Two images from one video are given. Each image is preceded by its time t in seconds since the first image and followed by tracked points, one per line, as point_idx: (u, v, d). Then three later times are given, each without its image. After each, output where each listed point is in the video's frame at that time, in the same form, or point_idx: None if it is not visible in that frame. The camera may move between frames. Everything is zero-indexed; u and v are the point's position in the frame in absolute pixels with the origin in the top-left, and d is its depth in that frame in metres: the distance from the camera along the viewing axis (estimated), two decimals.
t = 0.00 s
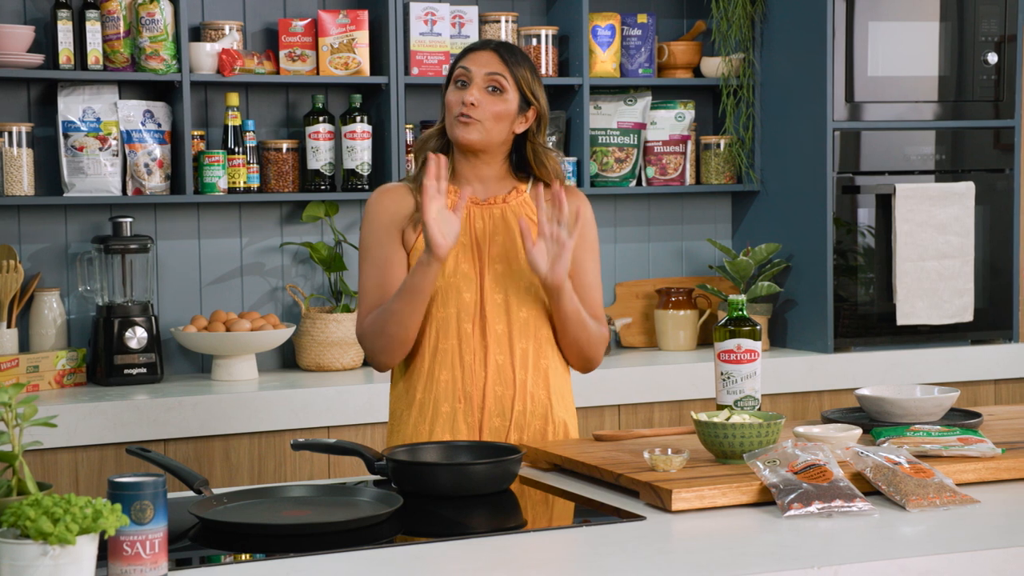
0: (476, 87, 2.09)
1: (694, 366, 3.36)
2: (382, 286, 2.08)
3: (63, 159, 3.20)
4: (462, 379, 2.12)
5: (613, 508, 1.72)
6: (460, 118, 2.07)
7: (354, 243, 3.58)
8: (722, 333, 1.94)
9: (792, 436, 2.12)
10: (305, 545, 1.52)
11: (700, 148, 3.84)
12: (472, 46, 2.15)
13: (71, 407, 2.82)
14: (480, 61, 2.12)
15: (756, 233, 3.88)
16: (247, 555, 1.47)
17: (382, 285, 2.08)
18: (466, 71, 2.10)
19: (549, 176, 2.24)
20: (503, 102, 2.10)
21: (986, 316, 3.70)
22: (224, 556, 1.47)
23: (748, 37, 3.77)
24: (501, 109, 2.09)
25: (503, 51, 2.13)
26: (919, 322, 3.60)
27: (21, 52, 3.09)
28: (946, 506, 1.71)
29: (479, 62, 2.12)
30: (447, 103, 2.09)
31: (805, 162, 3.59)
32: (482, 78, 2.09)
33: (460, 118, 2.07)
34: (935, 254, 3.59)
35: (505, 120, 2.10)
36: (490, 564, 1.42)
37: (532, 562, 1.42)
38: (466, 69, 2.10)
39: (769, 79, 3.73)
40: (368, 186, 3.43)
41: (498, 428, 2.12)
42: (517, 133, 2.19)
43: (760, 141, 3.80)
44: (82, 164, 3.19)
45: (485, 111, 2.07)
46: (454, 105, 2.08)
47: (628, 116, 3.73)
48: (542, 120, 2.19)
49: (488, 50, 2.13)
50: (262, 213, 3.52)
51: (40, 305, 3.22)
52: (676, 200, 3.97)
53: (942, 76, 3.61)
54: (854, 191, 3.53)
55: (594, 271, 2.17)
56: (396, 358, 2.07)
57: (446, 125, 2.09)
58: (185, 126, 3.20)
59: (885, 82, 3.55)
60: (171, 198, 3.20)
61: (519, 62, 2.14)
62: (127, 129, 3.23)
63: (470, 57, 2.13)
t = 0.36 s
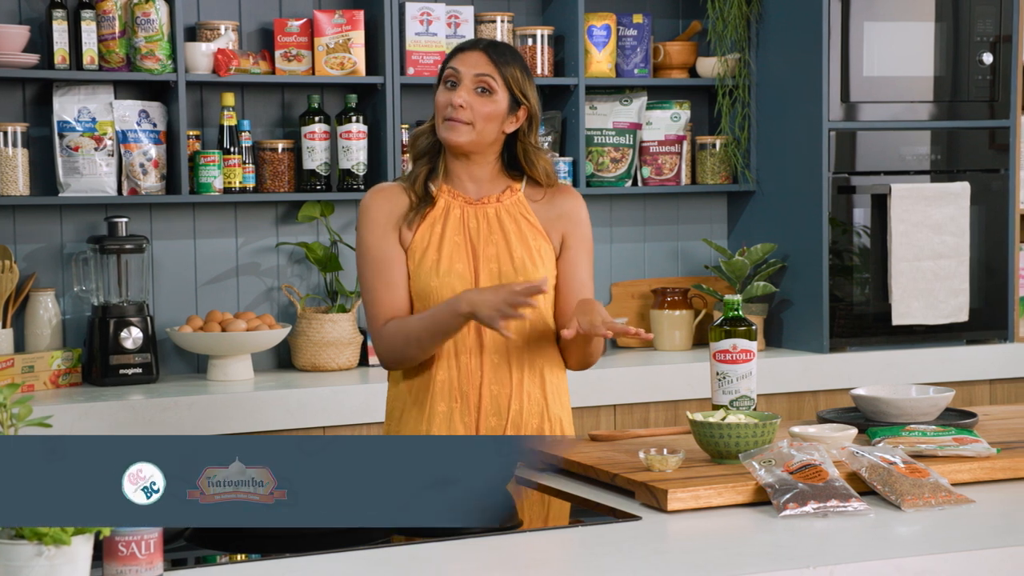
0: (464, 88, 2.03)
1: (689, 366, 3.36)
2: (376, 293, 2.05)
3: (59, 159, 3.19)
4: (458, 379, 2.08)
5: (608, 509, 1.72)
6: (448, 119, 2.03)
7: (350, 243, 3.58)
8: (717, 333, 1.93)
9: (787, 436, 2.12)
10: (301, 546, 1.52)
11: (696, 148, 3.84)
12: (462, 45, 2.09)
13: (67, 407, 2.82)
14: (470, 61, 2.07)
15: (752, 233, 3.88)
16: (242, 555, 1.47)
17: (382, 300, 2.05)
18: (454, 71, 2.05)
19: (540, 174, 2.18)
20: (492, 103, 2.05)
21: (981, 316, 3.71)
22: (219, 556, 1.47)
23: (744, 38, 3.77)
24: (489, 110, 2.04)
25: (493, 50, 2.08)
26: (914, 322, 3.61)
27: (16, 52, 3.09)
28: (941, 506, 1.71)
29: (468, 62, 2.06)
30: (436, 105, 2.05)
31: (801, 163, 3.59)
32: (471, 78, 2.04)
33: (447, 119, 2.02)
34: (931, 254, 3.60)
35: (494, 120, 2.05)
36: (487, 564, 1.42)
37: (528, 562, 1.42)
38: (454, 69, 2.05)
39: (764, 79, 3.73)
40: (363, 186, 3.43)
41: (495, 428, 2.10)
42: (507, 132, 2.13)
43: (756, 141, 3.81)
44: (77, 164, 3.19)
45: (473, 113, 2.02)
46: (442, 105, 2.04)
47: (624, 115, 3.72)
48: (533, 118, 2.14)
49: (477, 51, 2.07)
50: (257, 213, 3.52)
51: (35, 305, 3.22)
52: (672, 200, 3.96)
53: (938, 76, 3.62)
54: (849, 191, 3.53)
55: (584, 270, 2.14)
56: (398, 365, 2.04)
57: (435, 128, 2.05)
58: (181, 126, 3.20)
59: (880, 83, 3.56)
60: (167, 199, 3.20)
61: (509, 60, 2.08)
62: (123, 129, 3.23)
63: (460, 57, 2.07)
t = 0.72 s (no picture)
0: (475, 98, 2.03)
1: (685, 366, 3.36)
2: (380, 293, 2.05)
3: (54, 159, 3.19)
4: (461, 380, 2.06)
5: (605, 509, 1.72)
6: (460, 130, 2.03)
7: (345, 243, 3.58)
8: (713, 333, 1.93)
9: (783, 436, 2.12)
10: (298, 547, 1.52)
11: (691, 148, 3.83)
12: (465, 51, 2.07)
13: (63, 407, 2.82)
14: (475, 69, 2.05)
15: (747, 232, 3.88)
16: (238, 555, 1.47)
17: (384, 301, 2.05)
18: (462, 81, 2.05)
19: (544, 173, 2.17)
20: (503, 110, 2.05)
21: (977, 316, 3.71)
22: (215, 557, 1.47)
23: (739, 38, 3.77)
24: (501, 117, 2.04)
25: (496, 55, 2.06)
26: (910, 322, 3.61)
27: (12, 52, 3.08)
28: (936, 506, 1.71)
29: (474, 70, 2.05)
30: (447, 114, 2.06)
31: (797, 163, 3.59)
32: (480, 88, 2.03)
33: (460, 129, 2.03)
34: (926, 255, 3.60)
35: (505, 126, 2.06)
36: (485, 564, 1.42)
37: (525, 562, 1.43)
38: (462, 79, 2.04)
39: (760, 79, 3.74)
40: (359, 186, 3.43)
41: (496, 429, 2.07)
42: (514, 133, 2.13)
43: (752, 141, 3.80)
44: (73, 164, 3.19)
45: (486, 123, 2.03)
46: (455, 115, 2.04)
47: (620, 116, 3.73)
48: (537, 117, 2.14)
49: (480, 59, 2.05)
50: (253, 213, 3.52)
51: (30, 305, 3.21)
52: (667, 200, 3.96)
53: (933, 77, 3.62)
54: (845, 191, 3.54)
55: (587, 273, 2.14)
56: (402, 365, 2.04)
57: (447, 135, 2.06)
58: (177, 126, 3.20)
59: (875, 83, 3.56)
60: (162, 199, 3.20)
61: (514, 63, 2.07)
62: (118, 129, 3.22)
63: (464, 66, 2.06)
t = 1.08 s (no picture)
0: (486, 95, 2.05)
1: (687, 367, 3.36)
2: (389, 299, 2.04)
3: (55, 160, 3.19)
4: (474, 381, 2.05)
5: (606, 510, 1.71)
6: (472, 126, 2.04)
7: (347, 244, 3.58)
8: (713, 334, 1.93)
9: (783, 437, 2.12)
10: (298, 547, 1.53)
11: (692, 149, 3.83)
12: (476, 51, 2.09)
13: (64, 408, 2.83)
14: (486, 67, 2.07)
15: (748, 233, 3.88)
16: (238, 556, 1.48)
17: (394, 307, 2.04)
18: (473, 79, 2.06)
19: (552, 176, 2.18)
20: (514, 108, 2.07)
21: (979, 317, 3.70)
22: (215, 557, 1.47)
23: (740, 39, 3.76)
24: (512, 115, 2.06)
25: (507, 54, 2.08)
26: (912, 323, 3.61)
27: (13, 53, 3.09)
28: (938, 507, 1.71)
29: (485, 69, 2.07)
30: (456, 112, 2.06)
31: (797, 164, 3.59)
32: (491, 84, 2.05)
33: (472, 126, 2.04)
34: (928, 256, 3.60)
35: (515, 124, 2.07)
36: (484, 564, 1.42)
37: (524, 563, 1.42)
38: (473, 77, 2.06)
39: (761, 80, 3.73)
40: (360, 187, 3.43)
41: (512, 430, 2.06)
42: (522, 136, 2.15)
43: (752, 142, 3.80)
44: (74, 165, 3.19)
45: (497, 118, 2.04)
46: (466, 113, 2.05)
47: (621, 116, 3.73)
48: (545, 121, 2.15)
49: (492, 56, 2.07)
50: (254, 214, 3.52)
51: (32, 306, 3.22)
52: (668, 201, 3.96)
53: (934, 77, 3.62)
54: (846, 192, 3.53)
55: (592, 274, 2.14)
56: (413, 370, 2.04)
57: (458, 134, 2.06)
58: (178, 127, 3.20)
59: (876, 83, 3.55)
60: (162, 200, 3.20)
61: (524, 63, 2.09)
62: (120, 130, 3.23)
63: (475, 64, 2.08)
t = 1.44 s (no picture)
0: (495, 95, 2.05)
1: (691, 369, 3.36)
2: (402, 300, 2.03)
3: (60, 162, 3.20)
4: (490, 379, 2.05)
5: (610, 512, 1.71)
6: (480, 127, 2.04)
7: (351, 246, 3.58)
8: (718, 336, 1.94)
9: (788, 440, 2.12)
10: (302, 549, 1.53)
11: (697, 150, 3.83)
12: (485, 52, 2.09)
13: (69, 410, 2.83)
14: (494, 68, 2.08)
15: (753, 234, 3.88)
16: (243, 558, 1.48)
17: (407, 309, 2.03)
18: (482, 79, 2.07)
19: (558, 177, 2.19)
20: (522, 109, 2.07)
21: (983, 319, 3.70)
22: (220, 559, 1.47)
23: (745, 40, 3.76)
24: (520, 116, 2.06)
25: (516, 55, 2.08)
26: (917, 325, 3.60)
27: (18, 55, 3.09)
28: (943, 509, 1.70)
29: (493, 69, 2.08)
30: (464, 112, 2.07)
31: (802, 166, 3.58)
32: (500, 85, 2.05)
33: (481, 127, 2.04)
34: (932, 257, 3.59)
35: (522, 125, 2.07)
36: (489, 566, 1.42)
37: (530, 565, 1.42)
38: (482, 78, 2.06)
39: (765, 82, 3.73)
40: (365, 188, 3.44)
41: (529, 429, 2.06)
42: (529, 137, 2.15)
43: (757, 143, 3.80)
44: (79, 167, 3.19)
45: (505, 119, 2.04)
46: (475, 113, 2.06)
47: (625, 118, 3.72)
48: (553, 123, 2.15)
49: (500, 57, 2.07)
50: (259, 216, 3.52)
51: (37, 307, 3.22)
52: (672, 203, 3.96)
53: (939, 79, 3.62)
54: (850, 194, 3.53)
55: (600, 273, 2.15)
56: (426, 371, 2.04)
57: (466, 134, 2.06)
58: (183, 129, 3.20)
59: (881, 85, 3.55)
60: (167, 202, 3.20)
61: (532, 65, 2.09)
62: (125, 132, 3.24)
63: (484, 64, 2.08)
